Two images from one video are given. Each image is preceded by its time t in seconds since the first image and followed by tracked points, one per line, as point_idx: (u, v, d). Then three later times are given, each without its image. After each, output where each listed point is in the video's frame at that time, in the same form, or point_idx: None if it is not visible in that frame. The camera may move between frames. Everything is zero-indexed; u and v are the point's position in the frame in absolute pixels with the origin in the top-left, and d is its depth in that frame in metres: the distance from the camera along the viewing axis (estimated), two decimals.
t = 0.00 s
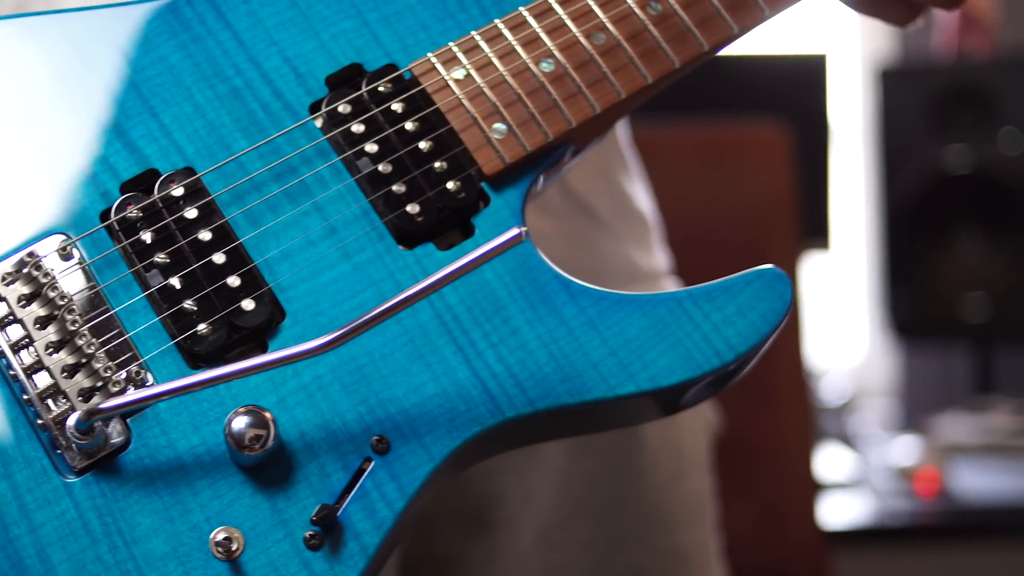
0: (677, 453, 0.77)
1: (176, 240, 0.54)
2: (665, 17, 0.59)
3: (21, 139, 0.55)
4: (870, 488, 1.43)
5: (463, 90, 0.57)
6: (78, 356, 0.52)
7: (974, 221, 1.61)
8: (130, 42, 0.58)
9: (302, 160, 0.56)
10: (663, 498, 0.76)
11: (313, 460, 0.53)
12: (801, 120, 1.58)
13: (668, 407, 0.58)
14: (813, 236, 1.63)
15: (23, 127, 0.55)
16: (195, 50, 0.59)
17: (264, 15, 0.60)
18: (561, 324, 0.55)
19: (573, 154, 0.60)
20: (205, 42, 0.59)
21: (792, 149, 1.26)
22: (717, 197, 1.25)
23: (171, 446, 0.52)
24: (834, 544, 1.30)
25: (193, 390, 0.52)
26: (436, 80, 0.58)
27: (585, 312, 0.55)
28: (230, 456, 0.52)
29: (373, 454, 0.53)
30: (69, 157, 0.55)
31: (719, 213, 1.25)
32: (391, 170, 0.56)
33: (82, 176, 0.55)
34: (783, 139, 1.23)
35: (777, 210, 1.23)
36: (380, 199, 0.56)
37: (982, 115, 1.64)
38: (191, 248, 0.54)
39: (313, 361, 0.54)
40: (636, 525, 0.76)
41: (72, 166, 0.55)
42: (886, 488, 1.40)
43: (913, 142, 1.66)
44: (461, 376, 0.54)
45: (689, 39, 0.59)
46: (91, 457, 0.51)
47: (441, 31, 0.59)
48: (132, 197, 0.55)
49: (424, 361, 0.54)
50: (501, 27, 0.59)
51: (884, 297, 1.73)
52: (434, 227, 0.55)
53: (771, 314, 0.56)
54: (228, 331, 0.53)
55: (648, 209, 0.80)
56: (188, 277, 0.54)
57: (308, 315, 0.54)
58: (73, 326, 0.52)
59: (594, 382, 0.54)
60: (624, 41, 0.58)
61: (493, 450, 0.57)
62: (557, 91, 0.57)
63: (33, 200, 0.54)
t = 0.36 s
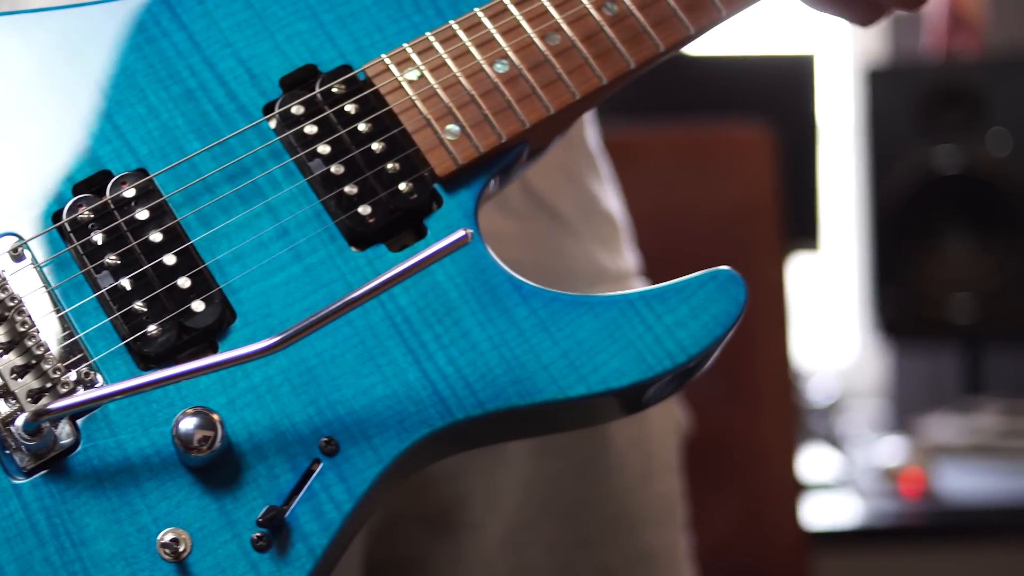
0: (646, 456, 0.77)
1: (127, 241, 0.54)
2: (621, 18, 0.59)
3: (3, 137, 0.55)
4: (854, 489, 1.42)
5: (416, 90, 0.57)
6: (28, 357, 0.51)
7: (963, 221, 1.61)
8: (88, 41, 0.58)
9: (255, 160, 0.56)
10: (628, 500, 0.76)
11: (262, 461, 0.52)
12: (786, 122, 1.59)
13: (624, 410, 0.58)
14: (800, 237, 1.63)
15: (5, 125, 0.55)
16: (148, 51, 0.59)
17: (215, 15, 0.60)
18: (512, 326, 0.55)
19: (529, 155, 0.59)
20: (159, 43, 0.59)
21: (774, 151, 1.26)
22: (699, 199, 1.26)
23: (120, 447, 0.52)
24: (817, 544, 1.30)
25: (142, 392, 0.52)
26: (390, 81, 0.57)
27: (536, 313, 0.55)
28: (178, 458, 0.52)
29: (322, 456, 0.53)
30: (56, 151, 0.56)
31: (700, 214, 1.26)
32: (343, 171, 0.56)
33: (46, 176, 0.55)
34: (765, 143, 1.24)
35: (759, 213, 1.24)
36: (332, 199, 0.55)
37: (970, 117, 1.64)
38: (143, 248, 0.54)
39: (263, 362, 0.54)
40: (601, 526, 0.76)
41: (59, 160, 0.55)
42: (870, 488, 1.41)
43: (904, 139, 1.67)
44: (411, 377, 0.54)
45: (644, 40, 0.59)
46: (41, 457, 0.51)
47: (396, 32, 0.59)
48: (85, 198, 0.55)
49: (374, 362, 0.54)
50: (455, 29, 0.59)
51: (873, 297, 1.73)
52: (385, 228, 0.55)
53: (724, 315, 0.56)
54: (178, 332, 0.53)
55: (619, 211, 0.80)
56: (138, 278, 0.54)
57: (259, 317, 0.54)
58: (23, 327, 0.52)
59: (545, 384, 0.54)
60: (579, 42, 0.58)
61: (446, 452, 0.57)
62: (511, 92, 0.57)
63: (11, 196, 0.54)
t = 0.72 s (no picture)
0: (609, 457, 0.77)
1: (74, 240, 0.54)
2: (574, 17, 0.59)
3: None
4: (838, 489, 1.42)
5: (367, 90, 0.57)
6: None
7: (950, 221, 1.61)
8: (66, 39, 0.58)
9: (204, 159, 0.56)
10: (590, 502, 0.76)
11: (206, 461, 0.52)
12: (772, 122, 1.60)
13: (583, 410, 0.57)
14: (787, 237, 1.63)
15: None
16: (101, 50, 0.58)
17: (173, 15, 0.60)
18: (460, 326, 0.54)
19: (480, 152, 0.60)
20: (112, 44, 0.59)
21: (755, 151, 1.26)
22: (680, 199, 1.26)
23: (64, 446, 0.52)
24: (797, 544, 1.30)
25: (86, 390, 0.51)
26: (341, 80, 0.57)
27: (484, 312, 0.55)
28: (122, 457, 0.52)
29: (267, 455, 0.53)
30: (45, 148, 0.56)
31: (680, 215, 1.26)
32: (293, 170, 0.56)
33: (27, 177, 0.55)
34: (746, 140, 1.23)
35: (737, 215, 1.24)
36: (281, 198, 0.55)
37: (957, 117, 1.64)
38: (90, 247, 0.54)
39: (209, 361, 0.54)
40: (563, 529, 0.76)
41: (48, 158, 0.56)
42: (853, 489, 1.40)
43: (891, 141, 1.66)
44: (358, 377, 0.54)
45: (597, 38, 0.58)
46: None
47: (348, 31, 0.59)
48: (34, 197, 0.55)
49: (321, 362, 0.54)
50: (407, 27, 0.59)
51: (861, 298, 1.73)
52: (334, 227, 0.55)
53: (674, 315, 0.55)
54: (124, 331, 0.52)
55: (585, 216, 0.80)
56: (86, 277, 0.53)
57: (206, 316, 0.54)
58: None
59: (492, 383, 0.54)
60: (531, 41, 0.58)
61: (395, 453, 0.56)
62: (462, 91, 0.57)
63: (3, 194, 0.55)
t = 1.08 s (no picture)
0: (569, 458, 0.78)
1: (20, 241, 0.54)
2: (522, 18, 0.59)
3: None
4: (819, 490, 1.42)
5: (312, 92, 0.57)
6: None
7: (935, 220, 1.62)
8: (50, 39, 0.58)
9: (149, 161, 0.56)
10: (551, 503, 0.76)
11: (146, 463, 0.52)
12: (756, 124, 1.60)
13: (536, 409, 0.57)
14: (772, 238, 1.63)
15: None
16: (85, 51, 0.59)
17: (127, 14, 0.60)
18: (403, 328, 0.54)
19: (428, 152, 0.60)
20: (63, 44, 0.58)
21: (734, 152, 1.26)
22: (658, 200, 1.26)
23: (5, 447, 0.52)
24: (776, 545, 1.29)
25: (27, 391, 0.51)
26: (286, 83, 0.58)
27: (427, 315, 0.55)
28: (63, 458, 0.52)
29: (207, 457, 0.53)
30: (32, 149, 0.56)
31: (659, 216, 1.26)
32: (237, 172, 0.55)
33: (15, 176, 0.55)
34: (724, 143, 1.24)
35: (717, 216, 1.24)
36: (225, 200, 0.55)
37: (943, 118, 1.63)
38: (34, 249, 0.54)
39: (150, 363, 0.54)
40: (523, 531, 0.76)
41: (36, 157, 0.56)
42: (835, 489, 1.40)
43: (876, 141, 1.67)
44: (300, 380, 0.54)
45: (545, 40, 0.58)
46: None
47: (295, 33, 0.59)
48: None
49: (263, 364, 0.54)
50: (354, 30, 0.59)
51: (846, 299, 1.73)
52: (277, 229, 0.55)
53: (618, 319, 0.55)
54: (67, 333, 0.52)
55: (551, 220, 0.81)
56: (30, 279, 0.53)
57: (149, 318, 0.54)
58: None
59: (434, 386, 0.54)
60: (477, 43, 0.58)
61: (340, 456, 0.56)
62: (407, 93, 0.57)
63: None
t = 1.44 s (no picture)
0: (532, 460, 0.78)
1: None
2: (468, 21, 0.59)
3: None
4: (801, 491, 1.42)
5: (258, 94, 0.58)
6: None
7: (921, 221, 1.62)
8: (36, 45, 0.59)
9: (95, 163, 0.57)
10: (515, 505, 0.77)
11: (88, 464, 0.52)
12: (742, 125, 1.60)
13: (490, 408, 0.56)
14: (758, 239, 1.62)
15: None
16: (67, 52, 0.59)
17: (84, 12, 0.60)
18: (346, 330, 0.55)
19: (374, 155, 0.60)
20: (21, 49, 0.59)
21: (714, 153, 1.26)
22: (638, 202, 1.26)
23: None
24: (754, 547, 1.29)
25: None
26: (232, 85, 0.58)
27: (370, 317, 0.55)
28: (5, 459, 0.52)
29: (149, 458, 0.53)
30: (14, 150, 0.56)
31: (639, 218, 1.26)
32: (182, 174, 0.56)
33: None
34: (704, 143, 1.24)
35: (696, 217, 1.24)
36: (170, 202, 0.55)
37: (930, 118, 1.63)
38: None
39: (94, 365, 0.54)
40: (486, 532, 0.77)
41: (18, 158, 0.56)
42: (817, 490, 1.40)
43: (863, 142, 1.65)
44: (242, 381, 0.54)
45: (492, 42, 0.58)
46: None
47: (243, 36, 0.60)
48: None
49: (206, 366, 0.54)
50: (301, 32, 0.59)
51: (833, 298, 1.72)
52: (222, 232, 0.55)
53: (561, 320, 0.55)
54: (10, 334, 0.52)
55: (513, 220, 0.81)
56: None
57: (93, 319, 0.54)
58: None
59: (375, 388, 0.54)
60: (424, 46, 0.58)
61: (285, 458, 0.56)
62: (352, 95, 0.57)
63: None
